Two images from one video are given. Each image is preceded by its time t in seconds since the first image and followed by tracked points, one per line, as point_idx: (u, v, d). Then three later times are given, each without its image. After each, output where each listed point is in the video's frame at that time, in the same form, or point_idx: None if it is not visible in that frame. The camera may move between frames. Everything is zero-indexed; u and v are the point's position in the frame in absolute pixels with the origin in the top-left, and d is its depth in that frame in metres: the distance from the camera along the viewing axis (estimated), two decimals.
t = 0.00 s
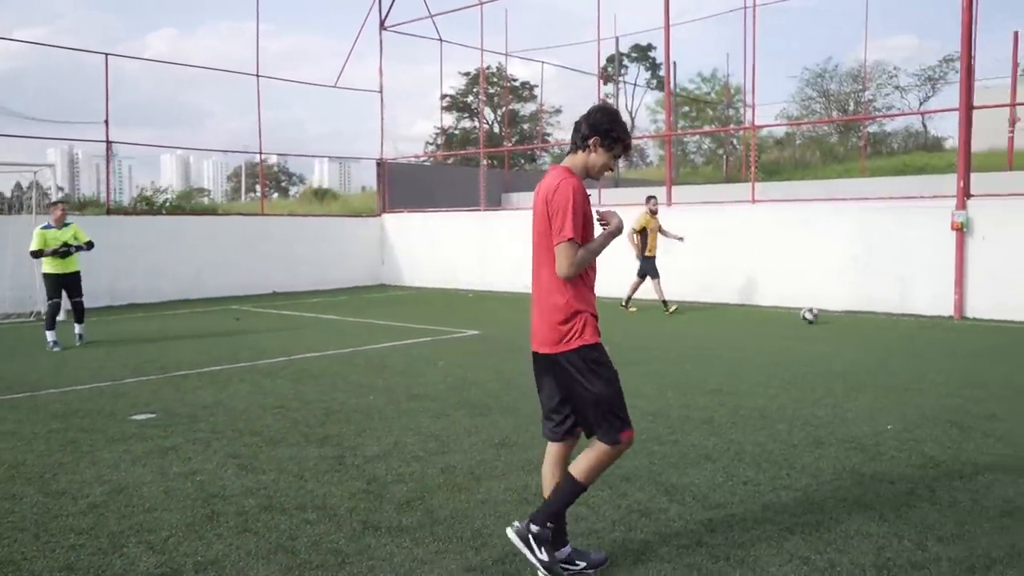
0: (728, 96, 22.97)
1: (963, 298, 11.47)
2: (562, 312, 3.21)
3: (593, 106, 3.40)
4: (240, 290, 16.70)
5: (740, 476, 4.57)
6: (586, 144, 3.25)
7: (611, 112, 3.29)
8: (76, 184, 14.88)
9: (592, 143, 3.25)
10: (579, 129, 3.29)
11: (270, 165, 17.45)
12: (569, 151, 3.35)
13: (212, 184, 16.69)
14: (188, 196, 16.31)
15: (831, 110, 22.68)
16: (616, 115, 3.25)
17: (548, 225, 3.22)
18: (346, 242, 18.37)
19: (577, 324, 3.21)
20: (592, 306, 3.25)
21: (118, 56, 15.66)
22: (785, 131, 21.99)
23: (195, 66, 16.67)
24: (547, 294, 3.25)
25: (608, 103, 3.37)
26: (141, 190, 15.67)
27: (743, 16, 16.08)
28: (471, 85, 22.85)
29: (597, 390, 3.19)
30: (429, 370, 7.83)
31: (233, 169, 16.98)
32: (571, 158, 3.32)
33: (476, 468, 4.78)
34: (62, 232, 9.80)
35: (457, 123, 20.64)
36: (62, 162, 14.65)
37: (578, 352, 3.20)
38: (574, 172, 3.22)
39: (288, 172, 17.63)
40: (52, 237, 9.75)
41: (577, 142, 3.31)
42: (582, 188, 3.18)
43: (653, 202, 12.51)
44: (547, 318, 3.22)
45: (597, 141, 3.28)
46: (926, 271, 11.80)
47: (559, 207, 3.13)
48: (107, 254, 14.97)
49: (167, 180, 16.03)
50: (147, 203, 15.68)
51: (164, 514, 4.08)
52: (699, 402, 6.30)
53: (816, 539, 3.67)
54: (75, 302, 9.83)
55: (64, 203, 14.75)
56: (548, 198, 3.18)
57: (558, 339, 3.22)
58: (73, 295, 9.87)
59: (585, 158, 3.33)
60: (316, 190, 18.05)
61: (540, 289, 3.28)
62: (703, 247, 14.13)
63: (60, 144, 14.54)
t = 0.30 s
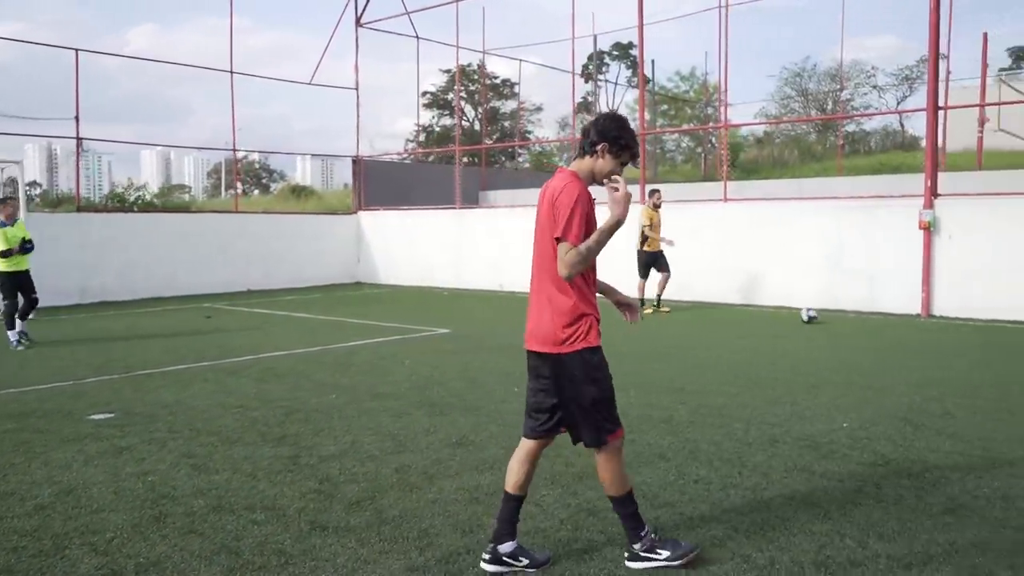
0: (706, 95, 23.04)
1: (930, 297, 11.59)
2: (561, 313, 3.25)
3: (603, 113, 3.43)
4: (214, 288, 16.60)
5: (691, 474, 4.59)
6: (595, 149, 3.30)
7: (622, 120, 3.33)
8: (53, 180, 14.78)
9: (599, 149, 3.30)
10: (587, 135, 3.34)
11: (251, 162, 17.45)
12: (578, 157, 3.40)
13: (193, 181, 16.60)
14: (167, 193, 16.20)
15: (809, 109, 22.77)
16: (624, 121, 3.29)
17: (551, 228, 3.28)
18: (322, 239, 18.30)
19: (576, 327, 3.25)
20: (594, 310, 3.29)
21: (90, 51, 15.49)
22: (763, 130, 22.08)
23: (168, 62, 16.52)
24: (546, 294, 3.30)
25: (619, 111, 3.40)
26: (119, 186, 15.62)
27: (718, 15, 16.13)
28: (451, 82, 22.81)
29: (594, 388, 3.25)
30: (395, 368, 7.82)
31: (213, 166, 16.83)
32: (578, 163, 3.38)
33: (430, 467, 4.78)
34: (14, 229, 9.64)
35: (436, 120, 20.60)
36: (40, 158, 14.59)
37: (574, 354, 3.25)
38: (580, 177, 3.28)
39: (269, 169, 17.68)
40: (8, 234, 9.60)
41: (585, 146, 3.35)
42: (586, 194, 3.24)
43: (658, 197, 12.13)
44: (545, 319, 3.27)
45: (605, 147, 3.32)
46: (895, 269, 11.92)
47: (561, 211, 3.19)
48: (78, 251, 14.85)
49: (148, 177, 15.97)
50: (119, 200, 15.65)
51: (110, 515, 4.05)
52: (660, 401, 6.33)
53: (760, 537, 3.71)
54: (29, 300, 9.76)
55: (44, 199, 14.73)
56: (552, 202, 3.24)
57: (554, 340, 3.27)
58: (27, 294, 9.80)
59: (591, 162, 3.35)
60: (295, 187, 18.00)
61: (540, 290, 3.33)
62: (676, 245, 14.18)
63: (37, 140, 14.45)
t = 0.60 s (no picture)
0: (682, 91, 23.09)
1: (896, 292, 11.71)
2: (572, 305, 3.27)
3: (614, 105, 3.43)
4: (184, 286, 16.45)
5: (644, 470, 4.61)
6: (605, 142, 3.32)
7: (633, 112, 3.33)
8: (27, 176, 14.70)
9: (610, 143, 3.32)
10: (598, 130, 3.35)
11: (229, 159, 17.44)
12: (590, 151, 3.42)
13: (169, 178, 16.62)
14: (144, 190, 16.33)
15: (784, 106, 22.87)
16: (636, 114, 3.30)
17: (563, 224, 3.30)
18: (294, 236, 18.18)
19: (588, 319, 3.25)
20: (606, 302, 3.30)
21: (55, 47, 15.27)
22: (739, 127, 22.16)
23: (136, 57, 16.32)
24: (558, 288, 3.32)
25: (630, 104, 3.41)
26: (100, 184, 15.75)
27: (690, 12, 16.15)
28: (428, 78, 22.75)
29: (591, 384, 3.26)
30: (359, 366, 7.80)
31: (190, 162, 16.81)
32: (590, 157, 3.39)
33: (385, 466, 4.77)
34: None
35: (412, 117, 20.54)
36: (12, 153, 14.50)
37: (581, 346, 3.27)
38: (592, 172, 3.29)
39: (246, 166, 17.65)
40: None
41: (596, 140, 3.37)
42: (597, 188, 3.25)
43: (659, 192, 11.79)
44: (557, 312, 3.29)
45: (616, 140, 3.33)
46: (861, 265, 12.03)
47: (572, 206, 3.20)
48: (45, 250, 14.66)
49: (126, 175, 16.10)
50: (85, 197, 15.52)
51: (55, 518, 4.00)
52: (621, 397, 6.35)
53: (707, 532, 3.72)
54: None
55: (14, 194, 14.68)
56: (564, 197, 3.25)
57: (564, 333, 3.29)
58: None
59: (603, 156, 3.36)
60: (267, 183, 17.87)
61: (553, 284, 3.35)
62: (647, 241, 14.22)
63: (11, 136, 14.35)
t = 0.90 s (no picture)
0: (635, 86, 23.17)
1: (838, 285, 11.90)
2: (539, 297, 3.28)
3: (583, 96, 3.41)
4: (127, 283, 16.06)
5: (575, 464, 4.59)
6: (577, 134, 3.30)
7: (601, 104, 3.32)
8: None
9: (583, 134, 3.29)
10: (569, 121, 3.32)
11: (180, 153, 17.41)
12: (561, 142, 3.39)
13: (118, 173, 16.48)
14: (93, 185, 16.11)
15: (737, 101, 23.03)
16: (606, 105, 3.29)
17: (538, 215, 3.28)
18: (242, 232, 17.86)
19: (554, 311, 3.27)
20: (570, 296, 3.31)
21: None
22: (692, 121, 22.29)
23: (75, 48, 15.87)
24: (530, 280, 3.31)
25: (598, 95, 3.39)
26: (45, 178, 15.75)
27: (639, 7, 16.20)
28: (383, 72, 22.56)
29: (545, 378, 3.26)
30: (298, 362, 7.68)
31: (139, 157, 16.68)
32: (560, 149, 3.37)
33: (314, 464, 4.69)
34: None
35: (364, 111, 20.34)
36: None
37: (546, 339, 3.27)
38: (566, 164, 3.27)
39: (198, 160, 17.68)
40: None
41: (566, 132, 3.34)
42: (572, 180, 3.24)
43: (638, 185, 11.59)
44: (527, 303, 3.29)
45: (588, 130, 3.31)
46: (804, 259, 12.20)
47: (548, 198, 3.17)
48: None
49: (72, 169, 16.10)
50: (24, 191, 15.40)
51: None
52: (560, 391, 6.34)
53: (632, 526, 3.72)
54: None
55: None
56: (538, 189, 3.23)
57: (531, 323, 3.30)
58: None
59: (576, 147, 3.34)
60: (218, 178, 17.98)
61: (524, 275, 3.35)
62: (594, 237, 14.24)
63: None
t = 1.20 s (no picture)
0: (586, 82, 23.26)
1: (778, 280, 12.07)
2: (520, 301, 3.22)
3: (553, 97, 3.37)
4: (64, 281, 15.60)
5: (505, 464, 4.55)
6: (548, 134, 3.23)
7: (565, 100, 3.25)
8: None
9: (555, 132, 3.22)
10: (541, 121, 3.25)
11: (126, 147, 17.05)
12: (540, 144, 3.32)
13: (61, 167, 16.09)
14: (36, 179, 15.60)
15: (686, 98, 23.26)
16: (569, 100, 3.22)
17: (521, 216, 3.22)
18: (184, 228, 17.49)
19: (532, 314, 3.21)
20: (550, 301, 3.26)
21: None
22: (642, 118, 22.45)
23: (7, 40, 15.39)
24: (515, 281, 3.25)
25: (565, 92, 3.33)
26: None
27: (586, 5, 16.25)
28: (334, 66, 22.26)
29: (515, 381, 3.20)
30: (233, 362, 7.53)
31: (83, 151, 16.33)
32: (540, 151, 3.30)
33: (237, 468, 4.58)
34: None
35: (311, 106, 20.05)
36: None
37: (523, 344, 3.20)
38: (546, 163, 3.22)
39: (144, 156, 17.23)
40: None
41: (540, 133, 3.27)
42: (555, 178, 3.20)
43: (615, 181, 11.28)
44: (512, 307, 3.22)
45: (560, 127, 3.24)
46: (746, 256, 12.35)
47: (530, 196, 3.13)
48: None
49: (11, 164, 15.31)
50: None
51: None
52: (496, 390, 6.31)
53: (555, 526, 3.69)
54: None
55: None
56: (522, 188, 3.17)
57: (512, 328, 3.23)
58: None
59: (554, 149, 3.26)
60: (160, 173, 17.46)
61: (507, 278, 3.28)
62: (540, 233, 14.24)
63: None
